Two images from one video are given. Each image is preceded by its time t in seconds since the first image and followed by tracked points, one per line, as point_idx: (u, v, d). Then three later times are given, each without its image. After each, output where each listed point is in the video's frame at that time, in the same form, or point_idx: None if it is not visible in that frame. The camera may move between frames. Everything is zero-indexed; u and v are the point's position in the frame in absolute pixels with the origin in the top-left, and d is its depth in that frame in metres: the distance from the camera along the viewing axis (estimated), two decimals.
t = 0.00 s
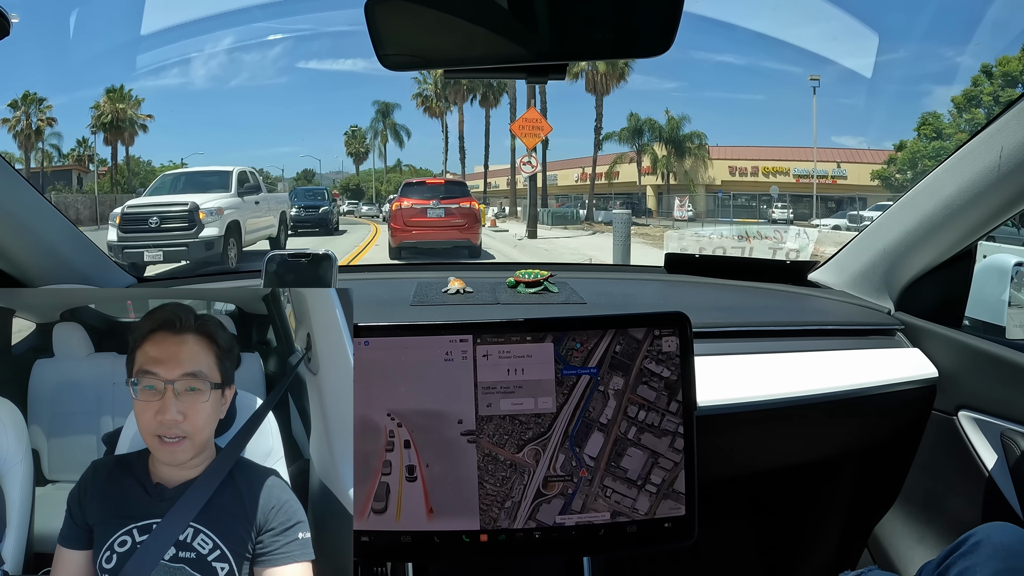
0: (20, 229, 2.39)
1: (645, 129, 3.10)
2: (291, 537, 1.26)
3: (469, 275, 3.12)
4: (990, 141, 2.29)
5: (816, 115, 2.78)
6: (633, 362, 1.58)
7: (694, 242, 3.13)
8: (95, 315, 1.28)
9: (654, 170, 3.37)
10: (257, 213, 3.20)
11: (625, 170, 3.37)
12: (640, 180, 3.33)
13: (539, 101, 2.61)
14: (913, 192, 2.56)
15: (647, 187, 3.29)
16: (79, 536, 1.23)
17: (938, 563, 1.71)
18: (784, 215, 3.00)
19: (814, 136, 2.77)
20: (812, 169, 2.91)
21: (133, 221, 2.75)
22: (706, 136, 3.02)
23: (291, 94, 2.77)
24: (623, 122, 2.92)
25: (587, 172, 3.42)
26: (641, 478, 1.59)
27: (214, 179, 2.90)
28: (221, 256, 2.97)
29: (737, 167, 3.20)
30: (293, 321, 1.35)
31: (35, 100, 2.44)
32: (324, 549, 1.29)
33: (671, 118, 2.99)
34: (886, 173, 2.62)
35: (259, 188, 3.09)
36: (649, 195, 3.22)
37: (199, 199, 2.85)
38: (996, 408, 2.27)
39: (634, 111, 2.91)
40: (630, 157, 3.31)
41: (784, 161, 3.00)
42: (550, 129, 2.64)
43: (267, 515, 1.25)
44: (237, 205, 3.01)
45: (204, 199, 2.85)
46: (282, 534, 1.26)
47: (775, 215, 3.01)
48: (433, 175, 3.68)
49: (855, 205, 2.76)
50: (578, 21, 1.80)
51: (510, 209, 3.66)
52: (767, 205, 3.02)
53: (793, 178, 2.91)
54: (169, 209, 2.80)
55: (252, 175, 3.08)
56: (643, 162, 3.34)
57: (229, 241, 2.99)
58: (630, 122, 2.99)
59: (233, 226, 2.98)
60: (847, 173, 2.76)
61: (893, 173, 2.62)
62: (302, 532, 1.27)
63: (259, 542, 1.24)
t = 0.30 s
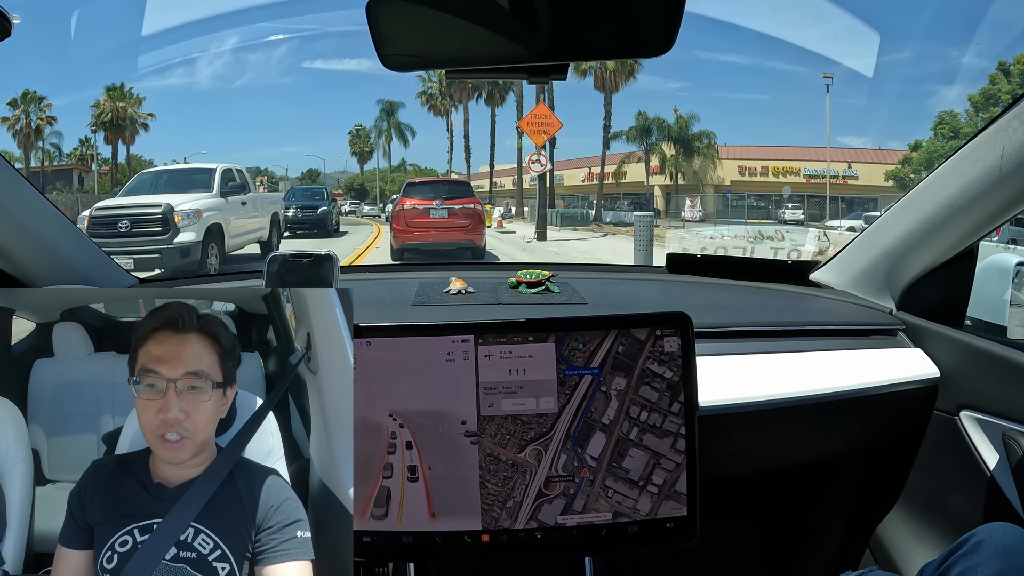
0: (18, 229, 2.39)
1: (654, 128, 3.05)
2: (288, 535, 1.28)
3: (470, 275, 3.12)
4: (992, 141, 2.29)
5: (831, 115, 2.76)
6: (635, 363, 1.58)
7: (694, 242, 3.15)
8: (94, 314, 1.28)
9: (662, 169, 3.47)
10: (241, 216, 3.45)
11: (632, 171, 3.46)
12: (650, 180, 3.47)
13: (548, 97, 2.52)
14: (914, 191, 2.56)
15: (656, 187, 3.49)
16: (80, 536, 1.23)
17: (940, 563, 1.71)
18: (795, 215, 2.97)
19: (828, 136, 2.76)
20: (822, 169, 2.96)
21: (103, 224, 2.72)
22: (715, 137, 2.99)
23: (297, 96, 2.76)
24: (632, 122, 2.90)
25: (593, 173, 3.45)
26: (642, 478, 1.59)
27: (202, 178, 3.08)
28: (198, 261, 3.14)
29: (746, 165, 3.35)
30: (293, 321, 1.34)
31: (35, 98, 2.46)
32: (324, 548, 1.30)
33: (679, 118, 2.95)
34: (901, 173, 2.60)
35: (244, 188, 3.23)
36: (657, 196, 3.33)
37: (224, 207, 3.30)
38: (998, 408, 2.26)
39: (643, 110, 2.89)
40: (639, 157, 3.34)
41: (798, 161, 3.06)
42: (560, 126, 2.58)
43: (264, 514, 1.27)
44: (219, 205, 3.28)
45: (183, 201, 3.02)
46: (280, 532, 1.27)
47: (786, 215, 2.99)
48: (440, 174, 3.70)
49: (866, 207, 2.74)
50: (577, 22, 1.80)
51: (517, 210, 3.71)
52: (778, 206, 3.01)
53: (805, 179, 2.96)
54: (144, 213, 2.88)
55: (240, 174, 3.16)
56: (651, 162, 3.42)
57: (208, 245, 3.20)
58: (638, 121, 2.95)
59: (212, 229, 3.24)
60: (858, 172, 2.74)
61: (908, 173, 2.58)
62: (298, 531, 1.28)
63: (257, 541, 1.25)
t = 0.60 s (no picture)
0: (21, 230, 2.41)
1: (661, 126, 3.06)
2: (288, 537, 1.29)
3: (472, 275, 3.12)
4: (994, 141, 2.28)
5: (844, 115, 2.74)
6: (638, 363, 1.59)
7: (696, 243, 3.12)
8: (95, 315, 1.28)
9: (671, 170, 3.27)
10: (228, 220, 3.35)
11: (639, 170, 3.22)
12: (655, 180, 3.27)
13: (555, 94, 2.52)
14: (916, 191, 2.55)
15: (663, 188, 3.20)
16: (80, 537, 1.24)
17: (942, 564, 1.70)
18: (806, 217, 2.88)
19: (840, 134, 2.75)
20: (833, 169, 2.81)
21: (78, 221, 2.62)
22: (723, 134, 3.02)
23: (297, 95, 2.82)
24: (639, 120, 2.87)
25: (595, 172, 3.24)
26: (644, 478, 1.59)
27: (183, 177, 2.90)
28: (174, 268, 3.01)
29: (756, 165, 3.15)
30: (293, 322, 1.35)
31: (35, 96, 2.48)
32: (323, 548, 1.31)
33: (689, 117, 3.01)
34: (914, 172, 2.56)
35: (230, 186, 3.05)
36: (665, 195, 3.12)
37: (206, 209, 3.15)
38: (999, 408, 2.26)
39: (650, 107, 2.85)
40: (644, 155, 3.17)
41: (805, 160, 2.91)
42: (569, 122, 2.60)
43: (263, 516, 1.28)
44: (202, 205, 3.12)
45: (159, 201, 2.87)
46: (279, 535, 1.29)
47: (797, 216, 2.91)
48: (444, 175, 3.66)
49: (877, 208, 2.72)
50: (578, 22, 1.80)
51: (523, 210, 3.54)
52: (787, 206, 2.91)
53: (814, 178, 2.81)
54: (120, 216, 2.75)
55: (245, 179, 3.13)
56: (659, 162, 3.25)
57: (188, 249, 3.11)
58: (646, 119, 2.94)
59: (192, 232, 3.11)
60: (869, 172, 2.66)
61: (921, 173, 2.55)
62: (298, 533, 1.29)
63: (256, 543, 1.26)
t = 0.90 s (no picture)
0: (18, 224, 2.40)
1: (668, 126, 3.06)
2: (290, 534, 1.32)
3: (474, 275, 3.13)
4: (996, 141, 2.28)
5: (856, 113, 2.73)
6: (640, 363, 1.59)
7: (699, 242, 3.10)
8: (95, 315, 1.30)
9: (677, 169, 3.29)
10: (206, 221, 3.27)
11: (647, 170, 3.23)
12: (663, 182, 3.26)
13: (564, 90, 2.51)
14: (918, 191, 2.55)
15: (670, 188, 3.24)
16: (79, 536, 1.27)
17: (945, 564, 1.69)
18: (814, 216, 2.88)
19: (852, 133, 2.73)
20: (841, 168, 2.84)
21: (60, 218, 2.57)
22: (733, 134, 3.04)
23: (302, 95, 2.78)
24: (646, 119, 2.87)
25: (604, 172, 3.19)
26: (646, 478, 1.59)
27: (162, 175, 2.92)
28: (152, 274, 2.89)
29: (763, 166, 3.22)
30: (293, 322, 1.38)
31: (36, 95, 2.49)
32: (324, 546, 1.36)
33: (696, 116, 3.05)
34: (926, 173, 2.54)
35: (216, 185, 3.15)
36: (672, 195, 3.19)
37: (189, 211, 3.11)
38: (1002, 409, 2.25)
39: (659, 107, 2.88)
40: (654, 155, 3.20)
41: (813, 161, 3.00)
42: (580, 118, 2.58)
43: (264, 514, 1.30)
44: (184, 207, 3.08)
45: (135, 202, 2.82)
46: (280, 532, 1.31)
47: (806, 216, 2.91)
48: (449, 175, 3.64)
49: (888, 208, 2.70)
50: (581, 20, 1.80)
51: (529, 210, 3.49)
52: (796, 206, 2.97)
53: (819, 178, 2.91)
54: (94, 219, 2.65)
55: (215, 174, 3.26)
56: (666, 161, 3.27)
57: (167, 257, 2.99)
58: (654, 118, 2.96)
59: (172, 235, 3.03)
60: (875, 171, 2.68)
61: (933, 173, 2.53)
62: (299, 530, 1.33)
63: (257, 541, 1.29)
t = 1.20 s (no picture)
0: (18, 222, 2.40)
1: (676, 124, 3.00)
2: (290, 532, 1.32)
3: (476, 274, 3.13)
4: (999, 141, 2.28)
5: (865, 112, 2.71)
6: (643, 363, 1.59)
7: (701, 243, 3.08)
8: (95, 315, 1.32)
9: (684, 169, 3.33)
10: (198, 224, 3.26)
11: (653, 170, 3.30)
12: (668, 181, 3.33)
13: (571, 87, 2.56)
14: (921, 192, 2.55)
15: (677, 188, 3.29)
16: (80, 535, 1.27)
17: (948, 566, 1.68)
18: (821, 216, 2.82)
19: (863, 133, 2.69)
20: (850, 169, 2.77)
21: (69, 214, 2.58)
22: (740, 135, 2.91)
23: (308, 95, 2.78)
24: (652, 118, 2.81)
25: (608, 172, 3.24)
26: (648, 478, 1.59)
27: (150, 174, 2.89)
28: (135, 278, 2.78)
29: (772, 164, 3.09)
30: (292, 322, 1.38)
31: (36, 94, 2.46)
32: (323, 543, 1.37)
33: (704, 115, 2.93)
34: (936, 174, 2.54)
35: (199, 185, 3.17)
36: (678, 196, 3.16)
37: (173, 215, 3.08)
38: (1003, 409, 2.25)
39: (664, 106, 2.81)
40: (660, 154, 3.24)
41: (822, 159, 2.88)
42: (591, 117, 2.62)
43: (265, 513, 1.31)
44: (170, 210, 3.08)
45: (107, 205, 2.73)
46: (281, 529, 1.32)
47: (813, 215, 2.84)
48: (452, 175, 3.65)
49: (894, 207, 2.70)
50: (584, 20, 1.80)
51: (534, 210, 3.60)
52: (803, 208, 2.88)
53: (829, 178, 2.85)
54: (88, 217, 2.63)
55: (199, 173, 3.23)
56: (674, 161, 3.30)
57: (150, 261, 2.94)
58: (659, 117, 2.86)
59: (152, 239, 2.93)
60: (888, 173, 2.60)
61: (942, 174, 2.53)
62: (300, 527, 1.34)
63: (258, 540, 1.29)
